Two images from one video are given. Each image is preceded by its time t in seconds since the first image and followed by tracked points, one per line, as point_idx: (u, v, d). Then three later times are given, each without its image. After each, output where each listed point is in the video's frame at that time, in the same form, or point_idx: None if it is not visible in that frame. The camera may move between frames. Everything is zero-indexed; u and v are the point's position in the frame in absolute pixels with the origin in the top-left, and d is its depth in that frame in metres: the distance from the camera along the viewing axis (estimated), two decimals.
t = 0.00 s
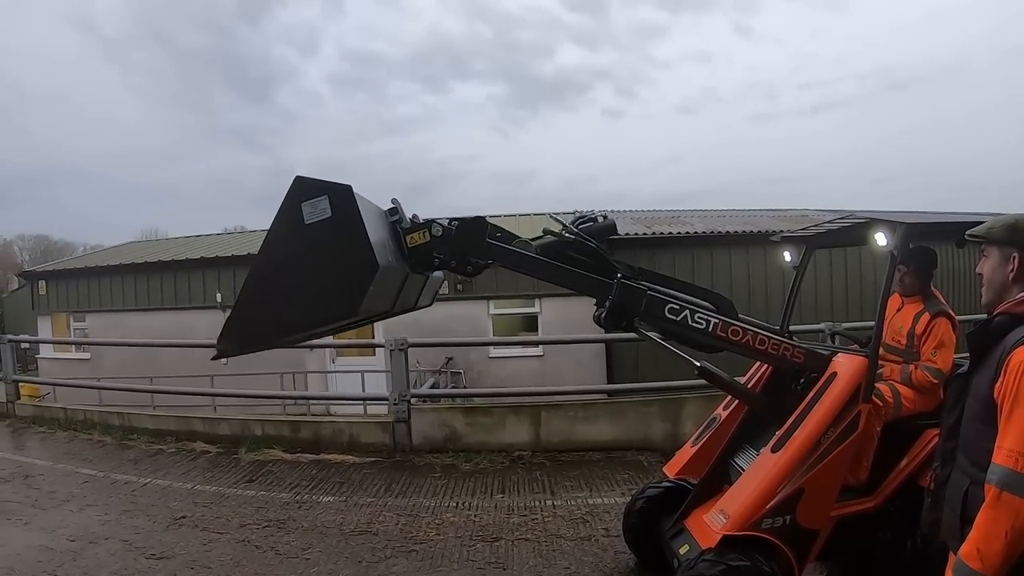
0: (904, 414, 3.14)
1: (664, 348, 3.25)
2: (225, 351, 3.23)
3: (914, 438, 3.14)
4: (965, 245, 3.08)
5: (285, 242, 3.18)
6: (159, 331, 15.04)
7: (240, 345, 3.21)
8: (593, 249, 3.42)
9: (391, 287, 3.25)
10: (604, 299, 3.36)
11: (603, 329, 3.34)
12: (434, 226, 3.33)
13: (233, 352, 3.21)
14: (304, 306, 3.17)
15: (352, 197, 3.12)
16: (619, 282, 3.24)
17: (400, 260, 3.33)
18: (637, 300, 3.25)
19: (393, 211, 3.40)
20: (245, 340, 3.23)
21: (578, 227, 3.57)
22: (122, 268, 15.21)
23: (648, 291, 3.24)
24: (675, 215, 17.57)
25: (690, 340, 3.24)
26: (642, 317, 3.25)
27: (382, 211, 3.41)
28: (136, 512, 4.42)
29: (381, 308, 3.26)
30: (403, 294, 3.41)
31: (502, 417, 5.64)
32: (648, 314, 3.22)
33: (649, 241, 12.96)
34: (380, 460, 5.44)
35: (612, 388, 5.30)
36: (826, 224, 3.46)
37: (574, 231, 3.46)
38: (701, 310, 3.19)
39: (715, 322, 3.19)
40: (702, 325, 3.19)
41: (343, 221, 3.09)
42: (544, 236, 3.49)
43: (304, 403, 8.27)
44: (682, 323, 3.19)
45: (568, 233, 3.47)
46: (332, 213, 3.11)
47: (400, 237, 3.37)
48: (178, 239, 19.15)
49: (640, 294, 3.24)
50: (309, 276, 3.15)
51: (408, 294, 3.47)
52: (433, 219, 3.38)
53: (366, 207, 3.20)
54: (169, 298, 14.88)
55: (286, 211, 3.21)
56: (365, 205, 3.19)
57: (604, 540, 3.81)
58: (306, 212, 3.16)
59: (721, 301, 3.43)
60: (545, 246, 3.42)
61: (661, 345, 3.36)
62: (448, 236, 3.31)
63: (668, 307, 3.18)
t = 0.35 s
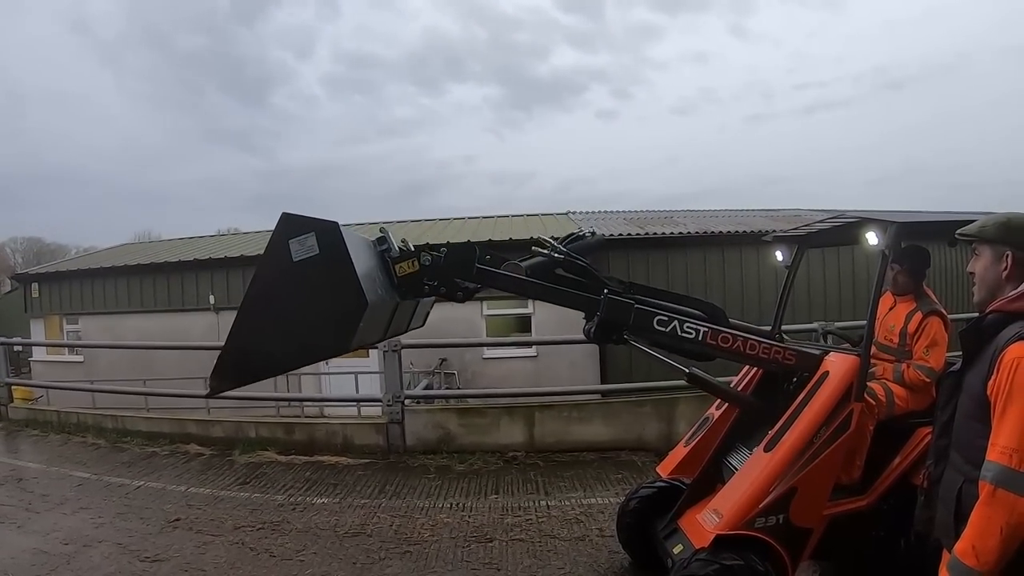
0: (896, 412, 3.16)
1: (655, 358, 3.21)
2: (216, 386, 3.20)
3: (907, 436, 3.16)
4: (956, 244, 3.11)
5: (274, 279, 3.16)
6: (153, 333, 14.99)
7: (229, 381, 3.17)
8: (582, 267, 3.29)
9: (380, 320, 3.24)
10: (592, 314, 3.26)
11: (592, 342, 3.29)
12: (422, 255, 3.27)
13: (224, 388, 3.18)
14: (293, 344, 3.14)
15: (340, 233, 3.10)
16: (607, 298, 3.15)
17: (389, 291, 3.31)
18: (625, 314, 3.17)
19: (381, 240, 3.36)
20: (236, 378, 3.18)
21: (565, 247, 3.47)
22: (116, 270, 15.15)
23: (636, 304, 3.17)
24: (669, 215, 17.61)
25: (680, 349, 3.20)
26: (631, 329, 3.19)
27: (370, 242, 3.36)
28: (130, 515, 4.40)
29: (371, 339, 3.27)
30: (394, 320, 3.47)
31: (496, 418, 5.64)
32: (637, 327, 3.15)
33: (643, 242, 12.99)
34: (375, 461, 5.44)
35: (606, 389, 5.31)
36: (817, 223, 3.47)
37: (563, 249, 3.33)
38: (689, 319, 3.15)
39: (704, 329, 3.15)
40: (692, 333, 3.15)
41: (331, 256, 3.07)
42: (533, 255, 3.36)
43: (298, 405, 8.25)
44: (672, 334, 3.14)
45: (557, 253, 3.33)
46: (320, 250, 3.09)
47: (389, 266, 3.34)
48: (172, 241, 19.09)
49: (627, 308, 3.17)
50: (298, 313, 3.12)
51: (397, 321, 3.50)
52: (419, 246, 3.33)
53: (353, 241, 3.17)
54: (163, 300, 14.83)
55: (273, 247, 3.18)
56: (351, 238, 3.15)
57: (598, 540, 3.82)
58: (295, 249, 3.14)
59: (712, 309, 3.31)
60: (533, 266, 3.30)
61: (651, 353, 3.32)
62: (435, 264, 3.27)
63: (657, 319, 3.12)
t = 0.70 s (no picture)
0: (885, 410, 3.17)
1: (644, 364, 3.21)
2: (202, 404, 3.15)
3: (895, 434, 3.18)
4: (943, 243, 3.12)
5: (263, 297, 3.12)
6: (142, 334, 14.88)
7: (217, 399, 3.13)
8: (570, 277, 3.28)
9: (370, 335, 3.25)
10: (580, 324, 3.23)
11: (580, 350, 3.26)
12: (415, 271, 3.25)
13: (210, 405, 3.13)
14: (283, 363, 3.10)
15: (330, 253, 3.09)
16: (594, 306, 3.13)
17: (381, 309, 3.31)
18: (613, 322, 3.15)
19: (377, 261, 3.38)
20: (222, 397, 3.14)
21: (556, 256, 3.42)
22: (105, 271, 15.03)
23: (623, 311, 3.16)
24: (660, 215, 17.67)
25: (668, 355, 3.20)
26: (619, 337, 3.18)
27: (362, 257, 3.35)
28: (119, 517, 4.37)
29: (361, 355, 3.28)
30: (384, 337, 3.50)
31: (485, 418, 5.63)
32: (625, 335, 3.14)
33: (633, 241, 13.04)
34: (363, 462, 5.42)
35: (594, 388, 5.31)
36: (803, 223, 3.49)
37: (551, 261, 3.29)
38: (677, 324, 3.15)
39: (692, 335, 3.16)
40: (680, 339, 3.16)
41: (323, 276, 3.05)
42: (522, 267, 3.34)
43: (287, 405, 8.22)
44: (660, 340, 3.15)
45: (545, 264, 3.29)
46: (312, 269, 3.08)
47: (379, 283, 3.33)
48: (161, 241, 18.95)
49: (615, 316, 3.15)
50: (289, 332, 3.09)
51: (386, 335, 3.51)
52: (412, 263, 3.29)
53: (344, 259, 3.16)
54: (152, 300, 14.72)
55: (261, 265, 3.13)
56: (343, 256, 3.14)
57: (587, 539, 3.82)
58: (285, 267, 3.11)
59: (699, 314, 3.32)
60: (524, 280, 3.26)
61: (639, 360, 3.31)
62: (428, 283, 3.25)
63: (645, 326, 3.12)
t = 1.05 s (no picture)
0: (873, 409, 3.19)
1: (633, 366, 3.21)
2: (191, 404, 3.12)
3: (884, 432, 3.19)
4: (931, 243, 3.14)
5: (257, 301, 3.09)
6: (131, 334, 14.77)
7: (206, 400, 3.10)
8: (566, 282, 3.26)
9: (363, 342, 3.23)
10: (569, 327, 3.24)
11: (569, 353, 3.27)
12: (409, 279, 3.21)
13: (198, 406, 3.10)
14: (276, 367, 3.08)
15: (327, 260, 3.07)
16: (581, 309, 3.13)
17: (377, 317, 3.28)
18: (601, 325, 3.16)
19: (373, 266, 3.35)
20: (211, 398, 3.11)
21: (550, 262, 3.37)
22: (94, 270, 14.91)
23: (611, 314, 3.16)
24: (650, 215, 17.73)
25: (656, 357, 3.20)
26: (607, 340, 3.18)
27: (358, 262, 3.33)
28: (107, 518, 4.33)
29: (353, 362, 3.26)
30: (377, 343, 3.46)
31: (474, 417, 5.62)
32: (613, 338, 3.14)
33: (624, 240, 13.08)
34: (352, 461, 5.41)
35: (584, 388, 5.32)
36: (791, 223, 3.50)
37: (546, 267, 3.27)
38: (664, 327, 3.15)
39: (680, 337, 3.15)
40: (668, 342, 3.15)
41: (320, 283, 3.04)
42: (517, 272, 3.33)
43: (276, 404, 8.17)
44: (647, 342, 3.15)
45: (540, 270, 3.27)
46: (308, 276, 3.06)
47: (374, 289, 3.30)
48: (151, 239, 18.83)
49: (603, 319, 3.16)
50: (283, 337, 3.07)
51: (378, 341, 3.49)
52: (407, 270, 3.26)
53: (341, 266, 3.14)
54: (141, 300, 14.61)
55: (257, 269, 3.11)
56: (340, 263, 3.12)
57: (577, 538, 3.82)
58: (281, 272, 3.09)
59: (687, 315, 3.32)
60: (518, 286, 3.25)
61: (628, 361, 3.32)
62: (423, 292, 3.22)
63: (633, 329, 3.13)
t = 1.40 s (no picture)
0: (862, 406, 3.21)
1: (622, 366, 3.22)
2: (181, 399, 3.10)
3: (874, 430, 3.22)
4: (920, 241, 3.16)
5: (253, 299, 3.08)
6: (122, 334, 14.68)
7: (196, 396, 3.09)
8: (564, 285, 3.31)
9: (358, 345, 3.23)
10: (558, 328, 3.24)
11: (560, 355, 3.26)
12: (407, 283, 3.21)
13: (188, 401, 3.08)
14: (269, 367, 3.07)
15: (326, 262, 3.06)
16: (569, 310, 3.14)
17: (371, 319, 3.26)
18: (589, 325, 3.16)
19: (367, 267, 3.32)
20: (201, 394, 3.10)
21: (547, 265, 3.44)
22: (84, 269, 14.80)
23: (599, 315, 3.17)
24: (641, 213, 17.77)
25: (644, 357, 3.20)
26: (595, 341, 3.18)
27: (357, 262, 3.31)
28: (97, 519, 4.31)
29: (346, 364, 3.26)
30: (370, 344, 3.43)
31: (465, 416, 5.61)
32: (601, 338, 3.14)
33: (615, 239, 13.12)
34: (342, 461, 5.39)
35: (574, 386, 5.32)
36: (780, 222, 3.52)
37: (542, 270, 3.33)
38: (653, 327, 3.15)
39: (668, 336, 3.16)
40: (656, 342, 3.15)
41: (318, 285, 3.03)
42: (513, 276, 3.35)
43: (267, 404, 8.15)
44: (635, 342, 3.15)
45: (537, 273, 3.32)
46: (306, 277, 3.05)
47: (370, 291, 3.29)
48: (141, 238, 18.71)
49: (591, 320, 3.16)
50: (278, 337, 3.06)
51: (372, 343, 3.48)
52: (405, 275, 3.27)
53: (340, 268, 3.14)
54: (131, 299, 14.52)
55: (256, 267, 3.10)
56: (338, 265, 3.11)
57: (567, 536, 3.83)
58: (279, 271, 3.07)
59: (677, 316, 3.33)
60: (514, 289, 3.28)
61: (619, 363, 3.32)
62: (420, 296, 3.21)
63: (621, 329, 3.13)
